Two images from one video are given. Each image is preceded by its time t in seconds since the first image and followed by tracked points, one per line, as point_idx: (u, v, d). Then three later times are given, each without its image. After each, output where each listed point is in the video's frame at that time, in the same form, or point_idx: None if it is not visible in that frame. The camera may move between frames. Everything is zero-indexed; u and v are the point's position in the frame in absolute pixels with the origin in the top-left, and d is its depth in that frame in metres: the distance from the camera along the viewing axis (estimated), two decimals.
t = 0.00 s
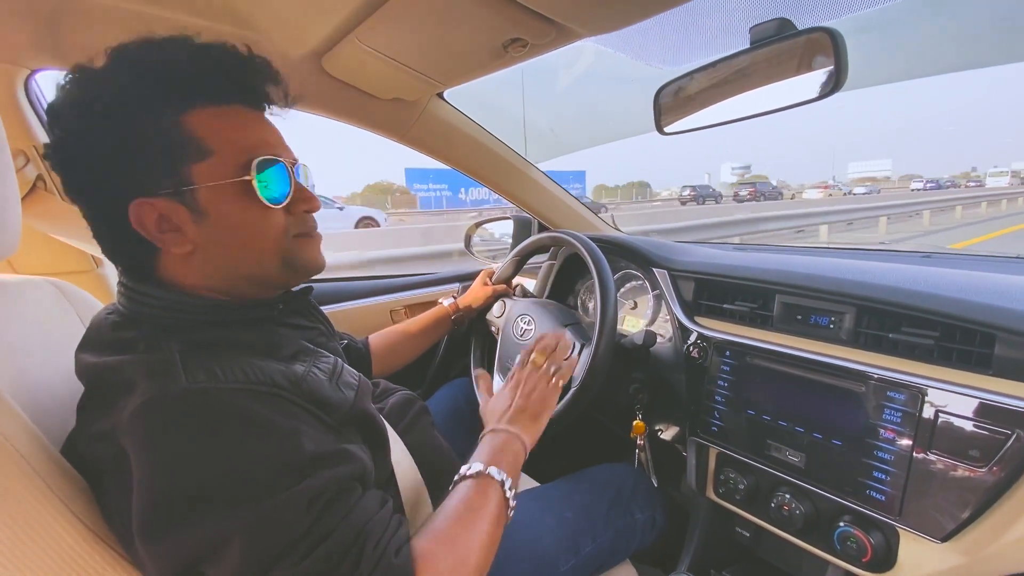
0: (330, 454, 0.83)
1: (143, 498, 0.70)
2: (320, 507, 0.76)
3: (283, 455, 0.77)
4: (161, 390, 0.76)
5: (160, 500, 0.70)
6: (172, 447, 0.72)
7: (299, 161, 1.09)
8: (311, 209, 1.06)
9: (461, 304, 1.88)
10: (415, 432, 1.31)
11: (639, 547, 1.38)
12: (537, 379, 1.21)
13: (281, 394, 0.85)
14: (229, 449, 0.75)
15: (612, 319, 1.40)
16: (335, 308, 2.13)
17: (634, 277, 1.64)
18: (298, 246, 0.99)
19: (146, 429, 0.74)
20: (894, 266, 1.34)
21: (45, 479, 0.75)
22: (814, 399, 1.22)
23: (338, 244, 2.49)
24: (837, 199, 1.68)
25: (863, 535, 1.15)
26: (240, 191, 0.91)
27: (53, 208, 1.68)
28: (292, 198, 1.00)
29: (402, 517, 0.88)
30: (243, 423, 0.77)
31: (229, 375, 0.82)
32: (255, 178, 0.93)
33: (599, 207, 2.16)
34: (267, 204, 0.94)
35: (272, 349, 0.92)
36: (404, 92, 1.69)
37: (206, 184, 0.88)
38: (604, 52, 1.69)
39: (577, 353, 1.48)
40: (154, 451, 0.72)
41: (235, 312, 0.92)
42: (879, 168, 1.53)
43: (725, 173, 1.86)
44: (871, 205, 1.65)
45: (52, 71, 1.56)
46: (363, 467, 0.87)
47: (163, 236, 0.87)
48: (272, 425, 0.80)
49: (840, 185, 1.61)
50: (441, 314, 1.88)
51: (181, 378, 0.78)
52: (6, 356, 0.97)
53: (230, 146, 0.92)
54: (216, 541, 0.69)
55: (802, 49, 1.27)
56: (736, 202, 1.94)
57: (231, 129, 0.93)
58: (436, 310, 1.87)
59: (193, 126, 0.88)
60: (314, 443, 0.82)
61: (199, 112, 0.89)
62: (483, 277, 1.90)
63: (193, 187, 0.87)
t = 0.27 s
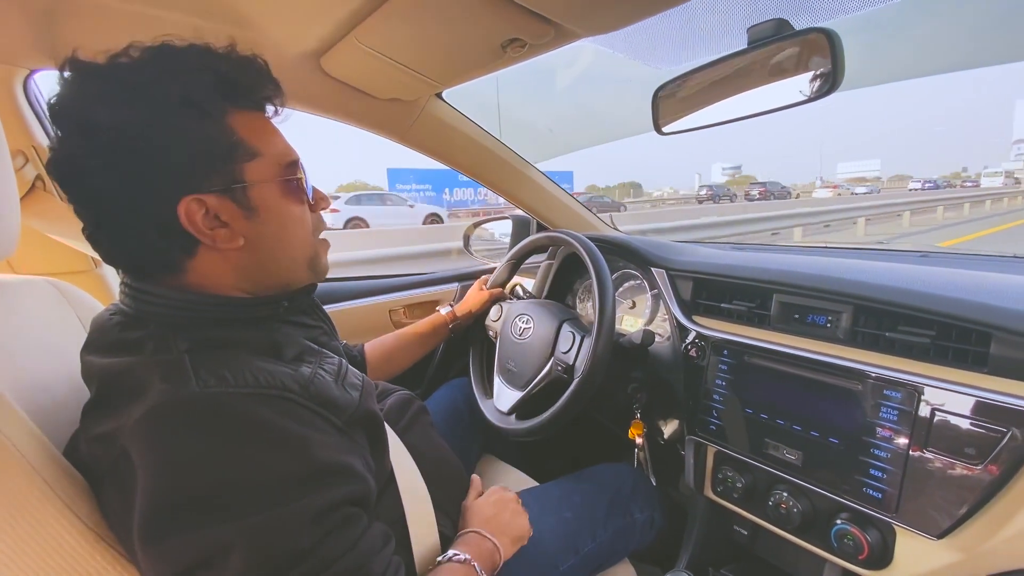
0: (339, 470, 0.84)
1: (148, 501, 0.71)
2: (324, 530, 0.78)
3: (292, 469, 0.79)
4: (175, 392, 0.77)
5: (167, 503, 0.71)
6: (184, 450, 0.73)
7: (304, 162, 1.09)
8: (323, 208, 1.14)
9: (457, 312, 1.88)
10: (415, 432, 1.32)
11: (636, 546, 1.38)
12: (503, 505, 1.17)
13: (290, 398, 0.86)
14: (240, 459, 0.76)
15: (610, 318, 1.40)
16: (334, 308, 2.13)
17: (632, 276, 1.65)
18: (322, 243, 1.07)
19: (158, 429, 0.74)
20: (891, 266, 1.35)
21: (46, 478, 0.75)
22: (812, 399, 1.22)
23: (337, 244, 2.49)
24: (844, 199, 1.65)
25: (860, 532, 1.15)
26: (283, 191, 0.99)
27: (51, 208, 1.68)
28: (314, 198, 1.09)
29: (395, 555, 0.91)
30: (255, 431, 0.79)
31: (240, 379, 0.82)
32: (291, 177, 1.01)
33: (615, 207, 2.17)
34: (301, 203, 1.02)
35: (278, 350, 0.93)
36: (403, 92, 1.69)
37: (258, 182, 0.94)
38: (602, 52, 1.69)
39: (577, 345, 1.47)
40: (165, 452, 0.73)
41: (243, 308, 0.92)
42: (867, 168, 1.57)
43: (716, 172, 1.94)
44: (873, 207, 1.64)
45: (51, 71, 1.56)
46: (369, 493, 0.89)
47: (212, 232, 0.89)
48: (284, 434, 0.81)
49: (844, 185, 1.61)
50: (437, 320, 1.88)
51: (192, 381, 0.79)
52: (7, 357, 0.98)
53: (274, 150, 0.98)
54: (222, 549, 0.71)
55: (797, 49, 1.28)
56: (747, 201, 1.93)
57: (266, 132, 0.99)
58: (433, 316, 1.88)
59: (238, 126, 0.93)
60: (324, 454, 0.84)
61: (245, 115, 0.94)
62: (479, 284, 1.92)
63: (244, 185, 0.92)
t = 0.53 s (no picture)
0: (334, 468, 0.84)
1: (139, 499, 0.71)
2: (322, 530, 0.79)
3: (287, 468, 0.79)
4: (169, 391, 0.77)
5: (159, 502, 0.70)
6: (177, 448, 0.74)
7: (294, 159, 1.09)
8: (315, 207, 1.13)
9: (452, 308, 1.90)
10: (410, 431, 1.32)
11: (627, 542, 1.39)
12: (505, 511, 1.17)
13: (284, 396, 0.86)
14: (235, 457, 0.76)
15: (605, 317, 1.41)
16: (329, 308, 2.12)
17: (627, 276, 1.65)
18: (312, 242, 1.06)
19: (152, 428, 0.74)
20: (883, 265, 1.35)
21: (36, 477, 0.75)
22: (806, 398, 1.23)
23: (332, 244, 2.49)
24: (851, 198, 1.75)
25: (852, 531, 1.16)
26: (272, 190, 0.98)
27: (44, 208, 1.68)
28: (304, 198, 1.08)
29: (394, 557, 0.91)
30: (249, 430, 0.79)
31: (234, 377, 0.83)
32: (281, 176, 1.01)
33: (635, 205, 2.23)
34: (290, 203, 1.02)
35: (271, 348, 0.93)
36: (398, 91, 1.69)
37: (246, 182, 0.94)
38: (598, 53, 1.70)
39: (571, 345, 1.48)
40: (158, 451, 0.73)
41: (234, 307, 0.93)
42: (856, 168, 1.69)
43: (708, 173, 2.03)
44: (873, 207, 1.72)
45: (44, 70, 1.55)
46: (365, 492, 0.89)
47: (201, 231, 0.89)
48: (279, 432, 0.81)
49: (851, 185, 1.73)
50: (432, 315, 1.89)
51: (185, 380, 0.79)
52: None
53: (263, 149, 0.98)
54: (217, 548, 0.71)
55: (791, 49, 1.28)
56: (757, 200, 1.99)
57: (257, 131, 0.99)
58: (428, 312, 1.89)
59: (227, 125, 0.93)
60: (319, 453, 0.84)
61: (234, 114, 0.94)
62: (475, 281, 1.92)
63: (234, 185, 0.92)
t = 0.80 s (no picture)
0: (328, 467, 0.84)
1: (133, 499, 0.71)
2: (316, 530, 0.78)
3: (280, 467, 0.79)
4: (160, 390, 0.77)
5: (152, 500, 0.70)
6: (169, 446, 0.74)
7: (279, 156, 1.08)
8: (293, 210, 1.06)
9: (457, 305, 1.89)
10: (410, 431, 1.31)
11: (617, 528, 1.41)
12: (506, 521, 1.14)
13: (278, 393, 0.86)
14: (227, 455, 0.76)
15: (606, 317, 1.40)
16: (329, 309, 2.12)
17: (628, 276, 1.65)
18: (276, 246, 0.99)
19: (144, 426, 0.75)
20: (884, 265, 1.35)
21: (37, 478, 0.75)
22: (806, 398, 1.23)
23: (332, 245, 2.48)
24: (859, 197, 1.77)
25: (854, 531, 1.16)
26: (217, 191, 0.92)
27: (43, 208, 1.67)
28: (270, 199, 1.00)
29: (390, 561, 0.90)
30: (242, 428, 0.79)
31: (224, 376, 0.83)
32: (233, 176, 0.94)
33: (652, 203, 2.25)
34: (241, 204, 0.94)
35: (265, 346, 0.93)
36: (397, 91, 1.69)
37: (184, 184, 0.90)
38: (599, 53, 1.70)
39: (570, 352, 1.47)
40: (149, 451, 0.73)
41: (228, 306, 0.92)
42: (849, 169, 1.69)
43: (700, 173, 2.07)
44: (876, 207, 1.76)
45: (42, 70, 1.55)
46: (360, 492, 0.89)
47: (142, 236, 0.88)
48: (272, 430, 0.81)
49: (858, 185, 1.73)
50: (435, 314, 1.89)
51: (176, 380, 0.79)
52: None
53: (210, 147, 0.93)
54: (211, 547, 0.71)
55: (794, 50, 1.29)
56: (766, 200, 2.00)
57: (210, 130, 0.94)
58: (431, 311, 1.89)
59: (173, 126, 0.90)
60: (315, 451, 0.84)
61: (175, 113, 0.90)
62: (478, 277, 1.91)
63: (171, 187, 0.89)
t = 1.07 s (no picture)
0: (317, 464, 0.83)
1: (116, 498, 0.69)
2: (300, 530, 0.77)
3: (269, 463, 0.78)
4: (150, 384, 0.77)
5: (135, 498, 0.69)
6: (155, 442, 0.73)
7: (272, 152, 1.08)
8: (278, 203, 1.05)
9: (454, 302, 1.87)
10: (405, 430, 1.30)
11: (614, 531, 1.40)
12: (502, 556, 1.12)
13: (269, 388, 0.85)
14: (215, 451, 0.75)
15: (604, 316, 1.40)
16: (326, 307, 2.11)
17: (626, 276, 1.64)
18: (263, 239, 0.99)
19: (131, 421, 0.74)
20: (883, 266, 1.34)
21: (22, 476, 0.74)
22: (803, 399, 1.22)
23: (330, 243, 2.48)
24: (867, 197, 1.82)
25: (851, 534, 1.15)
26: (202, 184, 0.91)
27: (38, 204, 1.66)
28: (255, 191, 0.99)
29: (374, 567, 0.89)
30: (231, 423, 0.78)
31: (216, 370, 0.82)
32: (217, 170, 0.93)
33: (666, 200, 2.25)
34: (227, 197, 0.94)
35: (258, 342, 0.92)
36: (395, 89, 1.68)
37: (169, 178, 0.89)
38: (598, 52, 1.69)
39: (568, 351, 1.46)
40: (134, 446, 0.72)
41: (220, 302, 0.91)
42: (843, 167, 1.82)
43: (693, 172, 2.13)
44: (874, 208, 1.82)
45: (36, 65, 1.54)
46: (348, 493, 0.88)
47: (126, 230, 0.87)
48: (262, 425, 0.80)
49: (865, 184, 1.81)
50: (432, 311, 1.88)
51: (167, 374, 0.78)
52: None
53: (194, 140, 0.92)
54: (194, 546, 0.70)
55: (793, 48, 1.27)
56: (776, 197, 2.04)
57: (194, 123, 0.93)
58: (427, 308, 1.88)
59: (155, 119, 0.90)
60: (304, 449, 0.83)
61: (159, 106, 0.90)
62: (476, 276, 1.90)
63: (153, 181, 0.88)
